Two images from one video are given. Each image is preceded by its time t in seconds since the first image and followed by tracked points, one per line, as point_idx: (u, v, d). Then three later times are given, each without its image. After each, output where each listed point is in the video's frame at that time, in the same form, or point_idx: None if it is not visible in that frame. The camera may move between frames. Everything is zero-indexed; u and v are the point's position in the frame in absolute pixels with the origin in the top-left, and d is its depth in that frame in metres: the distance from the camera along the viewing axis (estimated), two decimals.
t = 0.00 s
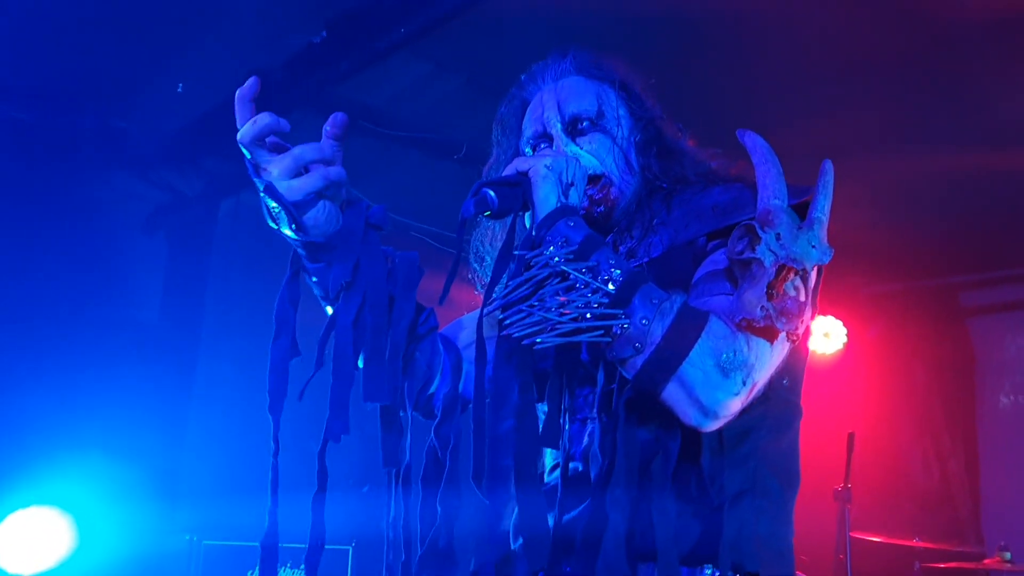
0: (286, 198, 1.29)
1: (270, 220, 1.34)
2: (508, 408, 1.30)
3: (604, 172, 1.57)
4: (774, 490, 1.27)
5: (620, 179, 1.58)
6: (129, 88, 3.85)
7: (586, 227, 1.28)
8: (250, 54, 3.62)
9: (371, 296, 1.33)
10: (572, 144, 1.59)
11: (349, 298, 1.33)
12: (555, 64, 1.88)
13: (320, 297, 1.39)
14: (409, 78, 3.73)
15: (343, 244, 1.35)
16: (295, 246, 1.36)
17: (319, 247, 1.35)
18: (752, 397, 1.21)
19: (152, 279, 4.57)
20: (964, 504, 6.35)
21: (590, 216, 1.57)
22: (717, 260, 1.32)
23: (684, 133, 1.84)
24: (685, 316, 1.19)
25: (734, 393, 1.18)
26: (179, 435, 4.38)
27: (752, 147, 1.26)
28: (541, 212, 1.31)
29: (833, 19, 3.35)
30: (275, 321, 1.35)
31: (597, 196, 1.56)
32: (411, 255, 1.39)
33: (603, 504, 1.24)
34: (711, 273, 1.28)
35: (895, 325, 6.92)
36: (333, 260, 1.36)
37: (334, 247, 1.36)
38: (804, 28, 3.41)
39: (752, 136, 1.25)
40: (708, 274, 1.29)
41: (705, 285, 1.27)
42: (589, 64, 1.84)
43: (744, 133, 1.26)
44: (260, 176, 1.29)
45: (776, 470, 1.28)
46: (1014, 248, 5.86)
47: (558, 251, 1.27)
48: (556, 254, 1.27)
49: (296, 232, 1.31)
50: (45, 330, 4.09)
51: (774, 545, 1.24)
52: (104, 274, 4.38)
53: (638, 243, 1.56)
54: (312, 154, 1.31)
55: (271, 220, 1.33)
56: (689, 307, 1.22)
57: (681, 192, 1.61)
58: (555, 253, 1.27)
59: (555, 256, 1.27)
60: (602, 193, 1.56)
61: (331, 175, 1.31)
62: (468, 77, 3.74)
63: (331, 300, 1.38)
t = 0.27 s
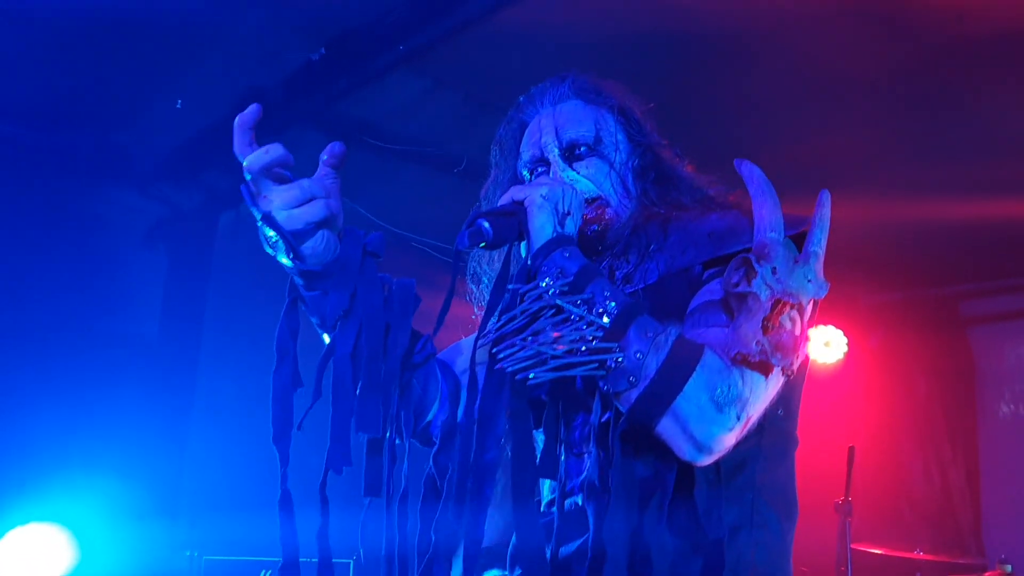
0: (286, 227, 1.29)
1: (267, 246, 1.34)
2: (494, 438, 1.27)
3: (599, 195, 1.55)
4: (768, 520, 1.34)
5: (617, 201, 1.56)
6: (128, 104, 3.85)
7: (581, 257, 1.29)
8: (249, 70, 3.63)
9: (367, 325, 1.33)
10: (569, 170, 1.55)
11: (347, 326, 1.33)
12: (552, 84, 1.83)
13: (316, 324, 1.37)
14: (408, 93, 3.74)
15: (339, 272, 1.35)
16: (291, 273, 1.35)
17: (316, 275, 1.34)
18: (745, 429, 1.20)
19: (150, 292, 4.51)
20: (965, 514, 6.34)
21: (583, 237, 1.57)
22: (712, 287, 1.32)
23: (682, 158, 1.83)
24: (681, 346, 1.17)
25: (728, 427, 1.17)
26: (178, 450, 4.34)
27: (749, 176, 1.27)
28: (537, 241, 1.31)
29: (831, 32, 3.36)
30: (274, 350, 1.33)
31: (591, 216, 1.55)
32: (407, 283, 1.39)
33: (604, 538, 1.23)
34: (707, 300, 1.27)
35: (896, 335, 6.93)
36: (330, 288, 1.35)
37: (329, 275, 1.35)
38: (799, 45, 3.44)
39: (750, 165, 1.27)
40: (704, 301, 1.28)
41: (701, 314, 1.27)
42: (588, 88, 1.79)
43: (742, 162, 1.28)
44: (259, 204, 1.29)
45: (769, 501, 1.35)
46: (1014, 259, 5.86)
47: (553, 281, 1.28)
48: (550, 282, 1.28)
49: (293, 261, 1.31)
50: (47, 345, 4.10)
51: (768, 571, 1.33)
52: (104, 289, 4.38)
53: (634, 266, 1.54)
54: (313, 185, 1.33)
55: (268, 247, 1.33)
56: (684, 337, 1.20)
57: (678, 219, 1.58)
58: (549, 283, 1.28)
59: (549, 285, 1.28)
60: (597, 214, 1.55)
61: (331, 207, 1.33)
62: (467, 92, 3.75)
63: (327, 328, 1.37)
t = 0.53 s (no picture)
0: (302, 269, 1.27)
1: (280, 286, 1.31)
2: (504, 483, 1.29)
3: (598, 224, 1.52)
4: (772, 557, 1.29)
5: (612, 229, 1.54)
6: (128, 118, 3.85)
7: (583, 295, 1.29)
8: (250, 84, 3.63)
9: (378, 370, 1.33)
10: (568, 200, 1.51)
11: (355, 369, 1.33)
12: (548, 111, 1.80)
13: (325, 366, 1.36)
14: (411, 107, 3.75)
15: (349, 314, 1.34)
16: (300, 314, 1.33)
17: (325, 317, 1.32)
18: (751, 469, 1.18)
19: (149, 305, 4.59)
20: (966, 522, 6.38)
21: (583, 266, 1.55)
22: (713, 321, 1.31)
23: (682, 186, 1.78)
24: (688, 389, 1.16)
25: (735, 469, 1.14)
26: (180, 465, 4.34)
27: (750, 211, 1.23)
28: (537, 279, 1.31)
29: (829, 49, 3.38)
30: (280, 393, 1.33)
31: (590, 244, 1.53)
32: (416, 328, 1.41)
33: None
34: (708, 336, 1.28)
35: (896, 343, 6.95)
36: (338, 331, 1.33)
37: (337, 317, 1.33)
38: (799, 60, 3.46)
39: (751, 198, 1.23)
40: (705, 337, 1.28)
41: (703, 349, 1.25)
42: (586, 115, 1.75)
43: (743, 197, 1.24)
44: (276, 245, 1.27)
45: (772, 536, 1.30)
46: (1014, 267, 5.87)
47: (556, 319, 1.29)
48: (554, 320, 1.29)
49: (304, 302, 1.28)
50: (49, 360, 4.13)
51: None
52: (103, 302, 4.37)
53: (636, 298, 1.49)
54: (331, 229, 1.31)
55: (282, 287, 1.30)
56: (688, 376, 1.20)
57: (678, 248, 1.52)
58: (554, 321, 1.29)
59: (553, 322, 1.29)
60: (596, 242, 1.52)
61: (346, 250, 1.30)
62: (468, 107, 3.76)
63: (335, 371, 1.35)
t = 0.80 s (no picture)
0: (308, 302, 1.30)
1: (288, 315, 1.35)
2: (516, 512, 1.27)
3: (597, 249, 1.51)
4: None
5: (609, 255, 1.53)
6: (131, 127, 3.85)
7: (588, 321, 1.30)
8: (253, 93, 3.64)
9: (387, 398, 1.39)
10: (568, 221, 1.50)
11: (367, 400, 1.39)
12: (548, 128, 1.76)
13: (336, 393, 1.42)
14: (415, 114, 3.77)
15: (360, 343, 1.39)
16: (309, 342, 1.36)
17: (336, 347, 1.37)
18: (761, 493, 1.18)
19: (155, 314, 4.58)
20: (971, 526, 6.34)
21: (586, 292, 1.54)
22: (721, 342, 1.25)
23: (683, 202, 1.77)
24: (696, 415, 1.16)
25: (746, 496, 1.14)
26: (185, 472, 4.40)
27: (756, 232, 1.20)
28: (543, 307, 1.31)
29: (829, 58, 3.38)
30: (284, 420, 1.34)
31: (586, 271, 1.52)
32: (424, 351, 1.46)
33: None
34: (715, 358, 1.23)
35: (902, 346, 6.95)
36: (348, 359, 1.38)
37: (347, 346, 1.38)
38: (802, 69, 3.47)
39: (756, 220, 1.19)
40: (712, 359, 1.23)
41: (709, 373, 1.21)
42: (585, 132, 1.72)
43: (747, 217, 1.19)
44: (283, 280, 1.30)
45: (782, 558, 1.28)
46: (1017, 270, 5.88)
47: (563, 346, 1.28)
48: (561, 347, 1.28)
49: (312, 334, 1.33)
50: (52, 368, 4.12)
51: None
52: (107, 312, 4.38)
53: (640, 320, 1.48)
54: (338, 261, 1.33)
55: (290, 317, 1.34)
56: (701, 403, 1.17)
57: (685, 266, 1.53)
58: (561, 348, 1.29)
59: (560, 349, 1.29)
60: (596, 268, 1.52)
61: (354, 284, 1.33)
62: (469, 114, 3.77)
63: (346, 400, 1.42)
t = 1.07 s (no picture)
0: (307, 324, 1.22)
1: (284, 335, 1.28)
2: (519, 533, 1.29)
3: (603, 261, 1.49)
4: None
5: (616, 264, 1.50)
6: (131, 129, 3.82)
7: (595, 342, 1.28)
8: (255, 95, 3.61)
9: (390, 414, 1.33)
10: (574, 236, 1.49)
11: (369, 415, 1.32)
12: (549, 139, 1.74)
13: (337, 410, 1.34)
14: (417, 116, 3.75)
15: (359, 358, 1.31)
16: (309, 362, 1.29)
17: (337, 364, 1.30)
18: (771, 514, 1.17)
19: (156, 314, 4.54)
20: (975, 526, 6.35)
21: (592, 304, 1.51)
22: (731, 360, 1.26)
23: (688, 213, 1.75)
24: (707, 438, 1.15)
25: (758, 518, 1.13)
26: (188, 476, 4.35)
27: (766, 250, 1.23)
28: (548, 329, 1.29)
29: (835, 60, 3.38)
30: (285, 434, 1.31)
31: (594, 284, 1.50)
32: (428, 358, 1.39)
33: None
34: (725, 378, 1.23)
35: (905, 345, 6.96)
36: (349, 376, 1.31)
37: (349, 362, 1.31)
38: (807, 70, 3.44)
39: (766, 235, 1.23)
40: (723, 378, 1.24)
41: (720, 393, 1.21)
42: (589, 142, 1.71)
43: (757, 232, 1.23)
44: (280, 301, 1.22)
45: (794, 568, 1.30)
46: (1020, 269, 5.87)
47: (571, 369, 1.27)
48: (569, 371, 1.27)
49: (311, 355, 1.26)
50: (52, 375, 4.11)
51: None
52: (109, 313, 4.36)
53: (650, 335, 1.47)
54: (337, 279, 1.26)
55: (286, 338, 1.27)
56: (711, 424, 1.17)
57: (692, 280, 1.52)
58: (568, 372, 1.27)
59: (570, 373, 1.27)
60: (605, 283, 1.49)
61: (353, 302, 1.26)
62: (472, 116, 3.76)
63: (347, 413, 1.33)
